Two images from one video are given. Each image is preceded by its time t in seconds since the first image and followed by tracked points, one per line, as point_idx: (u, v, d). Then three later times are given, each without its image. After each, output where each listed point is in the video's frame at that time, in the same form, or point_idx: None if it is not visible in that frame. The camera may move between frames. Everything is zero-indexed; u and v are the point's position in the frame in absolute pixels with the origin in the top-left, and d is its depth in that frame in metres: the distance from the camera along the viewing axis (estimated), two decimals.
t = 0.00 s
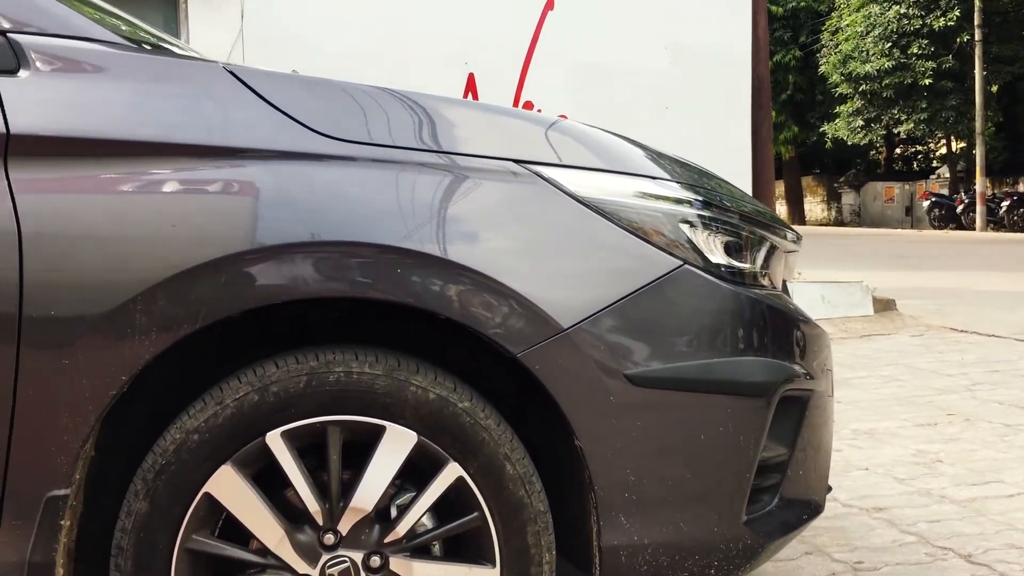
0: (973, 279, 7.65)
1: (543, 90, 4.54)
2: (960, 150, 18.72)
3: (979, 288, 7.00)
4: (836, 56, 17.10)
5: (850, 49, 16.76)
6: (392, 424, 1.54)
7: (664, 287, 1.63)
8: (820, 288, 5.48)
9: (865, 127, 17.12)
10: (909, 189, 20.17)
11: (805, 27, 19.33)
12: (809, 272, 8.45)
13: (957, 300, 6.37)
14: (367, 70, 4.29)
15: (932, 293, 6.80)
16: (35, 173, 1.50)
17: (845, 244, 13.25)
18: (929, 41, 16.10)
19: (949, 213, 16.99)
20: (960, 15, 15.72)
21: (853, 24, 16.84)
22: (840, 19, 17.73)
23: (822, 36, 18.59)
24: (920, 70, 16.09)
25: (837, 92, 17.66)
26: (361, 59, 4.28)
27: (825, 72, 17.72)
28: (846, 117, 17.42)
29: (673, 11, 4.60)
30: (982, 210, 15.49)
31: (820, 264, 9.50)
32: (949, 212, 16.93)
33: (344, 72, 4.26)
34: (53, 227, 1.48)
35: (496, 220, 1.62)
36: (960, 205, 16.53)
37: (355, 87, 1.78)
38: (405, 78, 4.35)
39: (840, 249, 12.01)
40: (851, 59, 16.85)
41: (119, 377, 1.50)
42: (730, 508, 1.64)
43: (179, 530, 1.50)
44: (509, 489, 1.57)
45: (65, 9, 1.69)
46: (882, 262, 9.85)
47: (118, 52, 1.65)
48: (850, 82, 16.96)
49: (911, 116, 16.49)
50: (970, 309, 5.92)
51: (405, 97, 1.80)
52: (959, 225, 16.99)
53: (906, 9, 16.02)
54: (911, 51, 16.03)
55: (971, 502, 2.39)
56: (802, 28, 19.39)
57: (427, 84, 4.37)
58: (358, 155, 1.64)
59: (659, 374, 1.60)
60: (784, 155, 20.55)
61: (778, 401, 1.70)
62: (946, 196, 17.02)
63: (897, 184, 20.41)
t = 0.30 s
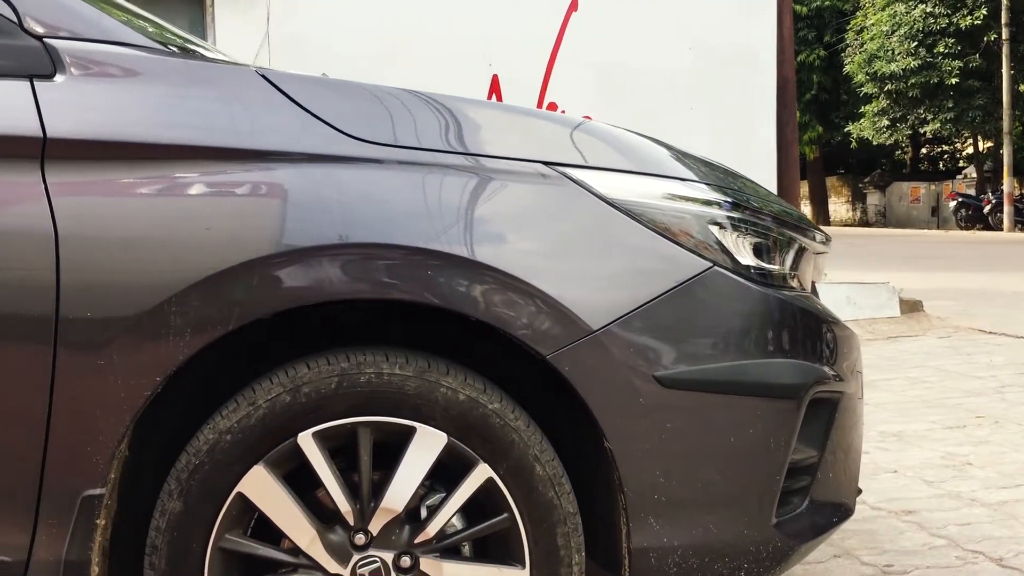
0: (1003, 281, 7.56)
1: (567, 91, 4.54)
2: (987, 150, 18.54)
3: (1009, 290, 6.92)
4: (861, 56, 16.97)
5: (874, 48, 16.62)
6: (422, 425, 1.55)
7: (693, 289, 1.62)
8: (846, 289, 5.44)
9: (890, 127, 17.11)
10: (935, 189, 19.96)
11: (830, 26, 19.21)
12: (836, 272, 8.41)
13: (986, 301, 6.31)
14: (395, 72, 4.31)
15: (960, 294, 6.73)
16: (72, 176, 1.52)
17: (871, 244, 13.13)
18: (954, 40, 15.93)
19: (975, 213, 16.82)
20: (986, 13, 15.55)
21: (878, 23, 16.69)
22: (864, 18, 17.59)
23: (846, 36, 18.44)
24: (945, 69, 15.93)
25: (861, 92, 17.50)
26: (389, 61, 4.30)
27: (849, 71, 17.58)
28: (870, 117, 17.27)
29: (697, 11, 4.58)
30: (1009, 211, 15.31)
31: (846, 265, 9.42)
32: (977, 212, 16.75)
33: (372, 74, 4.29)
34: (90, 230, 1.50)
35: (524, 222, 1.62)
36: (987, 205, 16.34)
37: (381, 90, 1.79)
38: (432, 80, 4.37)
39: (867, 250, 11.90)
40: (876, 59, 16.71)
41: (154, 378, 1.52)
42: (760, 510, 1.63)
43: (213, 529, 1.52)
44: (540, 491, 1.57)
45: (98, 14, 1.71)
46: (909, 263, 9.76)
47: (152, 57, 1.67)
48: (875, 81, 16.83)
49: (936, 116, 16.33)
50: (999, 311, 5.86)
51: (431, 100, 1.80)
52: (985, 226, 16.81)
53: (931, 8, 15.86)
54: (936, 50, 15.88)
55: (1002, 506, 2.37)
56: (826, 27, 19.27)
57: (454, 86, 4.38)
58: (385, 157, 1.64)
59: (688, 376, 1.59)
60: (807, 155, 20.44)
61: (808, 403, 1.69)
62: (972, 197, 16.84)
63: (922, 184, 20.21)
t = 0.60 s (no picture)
0: None
1: (586, 92, 4.54)
2: (1009, 151, 18.37)
3: None
4: (881, 56, 16.87)
5: (895, 49, 16.51)
6: (446, 426, 1.56)
7: (716, 290, 1.62)
8: (866, 292, 5.43)
9: (911, 128, 17.01)
10: (956, 191, 19.79)
11: (850, 27, 19.10)
12: (860, 273, 8.37)
13: (1008, 304, 6.26)
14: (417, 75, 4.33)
15: (982, 297, 6.68)
16: (100, 180, 1.54)
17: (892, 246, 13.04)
18: (976, 40, 15.80)
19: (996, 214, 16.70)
20: (1009, 13, 15.41)
21: (899, 23, 16.58)
22: (884, 18, 17.47)
23: (867, 36, 18.33)
24: (966, 70, 15.81)
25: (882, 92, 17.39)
26: (410, 62, 4.32)
27: (870, 72, 17.46)
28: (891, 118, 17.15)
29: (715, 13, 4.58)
30: None
31: (867, 267, 9.36)
32: (999, 214, 16.61)
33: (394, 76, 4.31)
34: (118, 233, 1.51)
35: (545, 224, 1.62)
36: (1010, 207, 16.19)
37: (402, 92, 1.80)
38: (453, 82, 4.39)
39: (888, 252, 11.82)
40: (896, 59, 16.59)
41: (180, 380, 1.53)
42: (783, 513, 1.63)
43: (238, 529, 1.53)
44: (563, 493, 1.57)
45: (124, 18, 1.72)
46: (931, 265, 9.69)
47: (179, 61, 1.68)
48: (895, 82, 16.71)
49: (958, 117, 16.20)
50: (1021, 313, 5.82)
51: (452, 102, 1.81)
52: (1007, 228, 16.66)
53: (952, 8, 15.74)
54: (957, 51, 15.75)
55: None
56: (846, 28, 19.18)
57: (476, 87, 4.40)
58: (406, 159, 1.65)
59: (711, 378, 1.59)
60: (827, 156, 20.35)
61: (831, 405, 1.68)
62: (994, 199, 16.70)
63: (943, 186, 20.06)
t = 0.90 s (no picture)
0: None
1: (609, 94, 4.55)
2: None
3: None
4: (906, 57, 16.71)
5: (920, 49, 16.35)
6: (475, 430, 1.56)
7: (744, 295, 1.62)
8: (893, 295, 5.41)
9: (937, 129, 16.90)
10: (983, 193, 19.56)
11: (875, 27, 18.95)
12: (888, 276, 8.31)
13: None
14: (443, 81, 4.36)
15: (1010, 300, 6.61)
16: (134, 186, 1.56)
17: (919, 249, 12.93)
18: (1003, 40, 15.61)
19: None
20: None
21: (924, 24, 16.41)
22: (909, 19, 17.31)
23: (892, 37, 18.16)
24: (993, 70, 15.62)
25: (907, 93, 17.23)
26: (438, 67, 4.34)
27: (895, 73, 17.30)
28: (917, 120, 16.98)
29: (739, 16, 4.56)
30: None
31: (894, 270, 9.29)
32: None
33: (421, 81, 4.35)
34: (152, 237, 1.53)
35: (571, 229, 1.63)
36: None
37: (428, 97, 1.80)
38: (478, 86, 4.42)
39: (915, 255, 11.71)
40: (922, 60, 16.43)
41: (213, 383, 1.55)
42: (812, 518, 1.63)
43: (269, 531, 1.55)
44: (591, 497, 1.58)
45: (157, 24, 1.74)
46: (959, 268, 9.60)
47: (211, 67, 1.70)
48: (920, 83, 16.56)
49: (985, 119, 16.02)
50: None
51: (478, 106, 1.82)
52: None
53: (979, 8, 15.56)
54: (983, 51, 15.58)
55: None
56: (871, 28, 19.03)
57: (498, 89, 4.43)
58: (432, 164, 1.66)
59: (738, 383, 1.59)
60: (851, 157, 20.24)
61: (860, 411, 1.68)
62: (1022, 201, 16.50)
63: (970, 188, 19.86)
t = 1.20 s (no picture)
0: None
1: (629, 96, 4.70)
2: None
3: None
4: (928, 57, 16.59)
5: (942, 49, 16.22)
6: (499, 432, 1.57)
7: (768, 298, 1.62)
8: (913, 296, 5.36)
9: (959, 129, 16.77)
10: (1005, 193, 19.38)
11: (897, 27, 18.84)
12: (913, 278, 8.26)
13: None
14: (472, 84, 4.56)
15: None
16: (162, 189, 1.57)
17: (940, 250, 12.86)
18: None
19: None
20: None
21: (947, 23, 16.28)
22: (931, 18, 17.18)
23: (914, 36, 18.03)
24: (1016, 70, 15.48)
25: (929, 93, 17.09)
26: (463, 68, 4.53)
27: (917, 73, 17.19)
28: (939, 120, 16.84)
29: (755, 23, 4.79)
30: None
31: (917, 271, 9.24)
32: None
33: (448, 83, 4.52)
34: (180, 240, 1.55)
35: (593, 232, 1.63)
36: None
37: (449, 101, 1.81)
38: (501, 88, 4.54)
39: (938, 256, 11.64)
40: (944, 60, 16.31)
41: (240, 384, 1.57)
42: (836, 523, 1.62)
43: (295, 532, 1.56)
44: (615, 500, 1.58)
45: (185, 29, 1.75)
46: (984, 270, 9.52)
47: (237, 71, 1.72)
48: (942, 82, 16.45)
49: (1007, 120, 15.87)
50: None
51: (499, 110, 1.82)
52: None
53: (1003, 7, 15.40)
54: (1007, 51, 15.43)
55: None
56: (893, 28, 18.91)
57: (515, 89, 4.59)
58: (454, 168, 1.67)
59: (762, 386, 1.59)
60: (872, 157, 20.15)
61: (885, 414, 1.67)
62: None
63: (992, 188, 19.68)
